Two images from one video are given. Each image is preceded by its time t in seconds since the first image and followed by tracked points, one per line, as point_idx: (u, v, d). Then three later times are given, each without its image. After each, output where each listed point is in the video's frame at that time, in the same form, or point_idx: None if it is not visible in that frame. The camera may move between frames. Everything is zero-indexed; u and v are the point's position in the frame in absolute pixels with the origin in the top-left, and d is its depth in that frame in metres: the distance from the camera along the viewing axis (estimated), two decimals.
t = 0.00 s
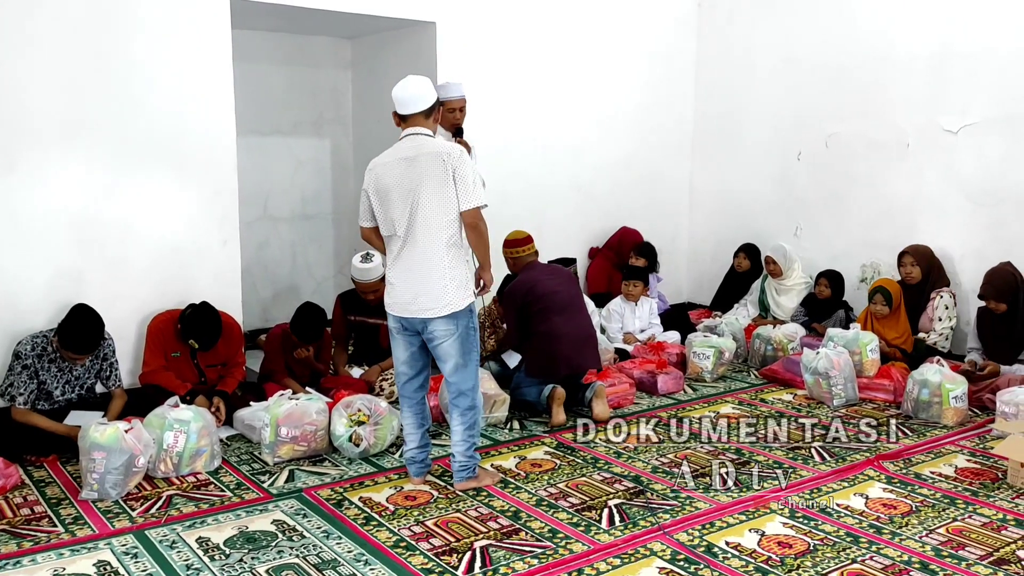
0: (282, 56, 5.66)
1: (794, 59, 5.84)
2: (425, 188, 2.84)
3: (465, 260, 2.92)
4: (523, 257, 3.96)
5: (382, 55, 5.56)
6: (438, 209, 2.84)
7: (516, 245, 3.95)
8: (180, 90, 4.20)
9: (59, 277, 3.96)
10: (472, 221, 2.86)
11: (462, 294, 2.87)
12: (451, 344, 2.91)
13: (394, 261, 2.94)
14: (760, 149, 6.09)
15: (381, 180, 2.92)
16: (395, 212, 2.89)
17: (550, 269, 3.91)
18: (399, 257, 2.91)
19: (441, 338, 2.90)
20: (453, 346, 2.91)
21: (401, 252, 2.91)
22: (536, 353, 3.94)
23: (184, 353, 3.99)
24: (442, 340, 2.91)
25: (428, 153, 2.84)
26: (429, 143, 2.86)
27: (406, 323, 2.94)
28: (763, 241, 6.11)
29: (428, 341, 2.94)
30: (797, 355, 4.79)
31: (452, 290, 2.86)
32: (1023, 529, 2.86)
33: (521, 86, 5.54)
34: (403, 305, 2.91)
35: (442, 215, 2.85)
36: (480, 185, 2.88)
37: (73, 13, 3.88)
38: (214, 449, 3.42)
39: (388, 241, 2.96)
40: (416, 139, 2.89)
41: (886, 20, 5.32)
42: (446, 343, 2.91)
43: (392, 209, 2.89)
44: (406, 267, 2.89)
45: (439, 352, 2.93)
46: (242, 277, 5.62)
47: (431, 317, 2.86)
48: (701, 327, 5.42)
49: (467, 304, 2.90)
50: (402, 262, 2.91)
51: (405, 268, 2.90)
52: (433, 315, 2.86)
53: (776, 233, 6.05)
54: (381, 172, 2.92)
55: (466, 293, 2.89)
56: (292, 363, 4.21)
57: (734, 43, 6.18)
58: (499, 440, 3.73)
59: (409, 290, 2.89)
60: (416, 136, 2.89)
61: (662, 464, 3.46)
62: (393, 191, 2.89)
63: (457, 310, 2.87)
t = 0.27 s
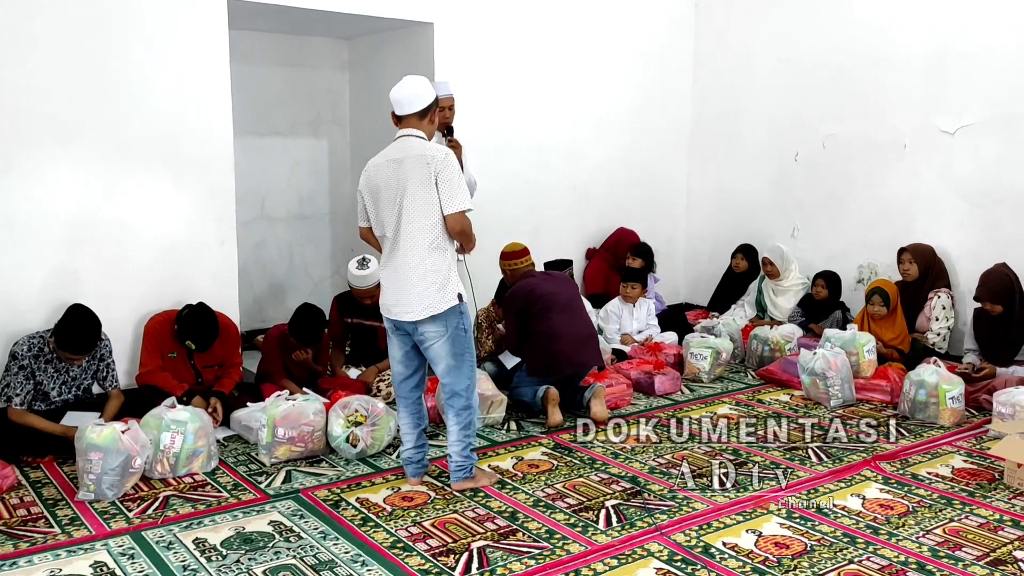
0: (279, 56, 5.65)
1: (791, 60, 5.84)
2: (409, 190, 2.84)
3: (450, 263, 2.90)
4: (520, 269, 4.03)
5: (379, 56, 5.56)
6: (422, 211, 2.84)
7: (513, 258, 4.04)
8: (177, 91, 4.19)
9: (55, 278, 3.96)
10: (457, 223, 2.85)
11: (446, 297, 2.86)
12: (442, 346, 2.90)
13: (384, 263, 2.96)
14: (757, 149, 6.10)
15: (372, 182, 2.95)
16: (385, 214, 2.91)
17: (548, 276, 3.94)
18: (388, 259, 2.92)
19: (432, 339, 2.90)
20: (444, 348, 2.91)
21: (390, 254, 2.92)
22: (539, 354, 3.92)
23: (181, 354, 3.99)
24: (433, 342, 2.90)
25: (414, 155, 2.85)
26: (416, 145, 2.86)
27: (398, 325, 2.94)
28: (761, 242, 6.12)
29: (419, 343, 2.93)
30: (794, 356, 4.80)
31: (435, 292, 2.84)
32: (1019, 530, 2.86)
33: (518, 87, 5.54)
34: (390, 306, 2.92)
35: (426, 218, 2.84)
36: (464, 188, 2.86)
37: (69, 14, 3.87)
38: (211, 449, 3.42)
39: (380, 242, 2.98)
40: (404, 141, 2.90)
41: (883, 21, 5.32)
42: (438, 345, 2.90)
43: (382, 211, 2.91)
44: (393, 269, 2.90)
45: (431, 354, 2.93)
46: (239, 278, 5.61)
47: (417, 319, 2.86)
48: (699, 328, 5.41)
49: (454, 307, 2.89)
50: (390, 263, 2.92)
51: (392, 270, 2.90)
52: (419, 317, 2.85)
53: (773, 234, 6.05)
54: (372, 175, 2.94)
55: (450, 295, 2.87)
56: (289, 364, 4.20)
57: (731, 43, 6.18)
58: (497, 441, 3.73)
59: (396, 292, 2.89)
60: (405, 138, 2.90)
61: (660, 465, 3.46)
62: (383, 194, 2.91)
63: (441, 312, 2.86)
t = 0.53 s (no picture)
0: (276, 56, 5.65)
1: (788, 60, 5.85)
2: (402, 190, 2.84)
3: (444, 263, 2.90)
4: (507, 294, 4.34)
5: (376, 56, 5.56)
6: (416, 210, 2.84)
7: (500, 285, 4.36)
8: (173, 91, 4.19)
9: (51, 278, 3.95)
10: (453, 222, 2.85)
11: (439, 297, 2.85)
12: (436, 346, 2.90)
13: (377, 262, 2.95)
14: (754, 150, 6.10)
15: (365, 182, 2.95)
16: (378, 213, 2.90)
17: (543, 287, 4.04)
18: (381, 258, 2.92)
19: (426, 339, 2.90)
20: (438, 348, 2.91)
21: (384, 253, 2.92)
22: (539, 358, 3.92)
23: (177, 354, 3.98)
24: (427, 342, 2.90)
25: (408, 155, 2.85)
26: (409, 145, 2.86)
27: (392, 325, 2.94)
28: (757, 242, 6.12)
29: (413, 343, 2.93)
30: (791, 356, 4.81)
31: (429, 291, 2.84)
32: (1015, 530, 2.87)
33: (515, 87, 5.54)
34: (383, 306, 2.92)
35: (419, 217, 2.84)
36: (459, 188, 2.86)
37: (64, 14, 3.87)
38: (207, 449, 3.42)
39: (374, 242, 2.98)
40: (397, 141, 2.89)
41: (879, 21, 5.33)
42: (431, 345, 2.90)
43: (376, 211, 2.91)
44: (387, 269, 2.90)
45: (425, 354, 2.93)
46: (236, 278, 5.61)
47: (411, 319, 2.86)
48: (695, 328, 5.41)
49: (449, 306, 2.88)
50: (382, 263, 2.92)
51: (385, 269, 2.90)
52: (412, 317, 2.85)
53: (770, 234, 6.06)
54: (366, 174, 2.94)
55: (444, 295, 2.87)
56: (286, 364, 4.20)
57: (728, 44, 6.19)
58: (493, 441, 3.73)
59: (390, 291, 2.89)
60: (399, 137, 2.90)
61: (656, 465, 3.46)
62: (376, 193, 2.91)
63: (435, 312, 2.86)
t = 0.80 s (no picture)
0: (272, 55, 5.64)
1: (784, 60, 5.86)
2: (400, 189, 2.84)
3: (443, 261, 2.91)
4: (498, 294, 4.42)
5: (372, 56, 5.55)
6: (414, 209, 2.84)
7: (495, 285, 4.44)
8: (170, 91, 4.18)
9: (47, 277, 3.94)
10: (452, 220, 2.86)
11: (439, 295, 2.86)
12: (433, 345, 2.90)
13: (374, 262, 2.95)
14: (750, 149, 6.11)
15: (361, 182, 2.94)
16: (375, 213, 2.90)
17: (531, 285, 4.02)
18: (379, 258, 2.92)
19: (423, 338, 2.90)
20: (435, 347, 2.91)
21: (381, 253, 2.91)
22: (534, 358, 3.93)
23: (173, 353, 3.98)
24: (424, 341, 2.90)
25: (405, 154, 2.85)
26: (405, 145, 2.86)
27: (389, 324, 2.94)
28: (754, 242, 6.13)
29: (410, 343, 2.93)
30: (787, 355, 4.82)
31: (428, 290, 2.84)
32: (1010, 529, 2.87)
33: (511, 87, 5.54)
34: (381, 306, 2.91)
35: (418, 216, 2.84)
36: (457, 187, 2.87)
37: (60, 13, 3.86)
38: (203, 449, 3.41)
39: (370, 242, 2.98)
40: (393, 141, 2.90)
41: (876, 21, 5.34)
42: (429, 344, 2.90)
43: (373, 211, 2.91)
44: (385, 268, 2.89)
45: (422, 353, 2.93)
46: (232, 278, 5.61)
47: (409, 318, 2.86)
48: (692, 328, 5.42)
49: (447, 305, 2.89)
50: (380, 262, 2.91)
51: (383, 269, 2.90)
52: (411, 316, 2.85)
53: (766, 234, 6.07)
54: (362, 174, 2.94)
55: (443, 293, 2.87)
56: (282, 363, 4.19)
57: (724, 44, 6.19)
58: (490, 440, 3.73)
59: (388, 291, 2.88)
60: (395, 137, 2.90)
61: (652, 464, 3.46)
62: (373, 193, 2.90)
63: (434, 311, 2.86)
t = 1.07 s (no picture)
0: (268, 55, 5.64)
1: (780, 61, 5.86)
2: (397, 189, 2.84)
3: (440, 261, 2.91)
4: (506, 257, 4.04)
5: (368, 56, 5.55)
6: (412, 209, 2.84)
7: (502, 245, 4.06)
8: (166, 90, 4.18)
9: (43, 277, 3.94)
10: (448, 220, 2.86)
11: (437, 295, 2.86)
12: (431, 345, 2.90)
13: (371, 261, 2.95)
14: (746, 150, 6.12)
15: (358, 181, 2.94)
16: (372, 213, 2.90)
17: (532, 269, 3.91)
18: (375, 257, 2.92)
19: (420, 338, 2.90)
20: (432, 347, 2.91)
21: (378, 253, 2.91)
22: (526, 348, 3.94)
23: (170, 353, 3.97)
24: (422, 341, 2.90)
25: (402, 153, 2.85)
26: (402, 144, 2.86)
27: (386, 324, 2.94)
28: (750, 242, 6.14)
29: (408, 343, 2.93)
30: (783, 355, 4.83)
31: (426, 290, 2.85)
32: (1005, 528, 2.88)
33: (507, 87, 5.55)
34: (378, 305, 2.91)
35: (414, 216, 2.84)
36: (453, 187, 2.87)
37: (55, 13, 3.85)
38: (199, 449, 3.41)
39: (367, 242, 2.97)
40: (390, 140, 2.89)
41: (871, 22, 5.35)
42: (426, 344, 2.90)
43: (369, 210, 2.91)
44: (382, 267, 2.89)
45: (419, 353, 2.93)
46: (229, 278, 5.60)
47: (407, 318, 2.86)
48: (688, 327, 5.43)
49: (444, 305, 2.89)
50: (376, 262, 2.92)
51: (381, 268, 2.90)
52: (409, 316, 2.85)
53: (762, 234, 6.08)
54: (359, 174, 2.94)
55: (441, 293, 2.88)
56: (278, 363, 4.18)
57: (720, 44, 6.20)
58: (486, 440, 3.73)
59: (386, 290, 2.88)
60: (392, 137, 2.90)
61: (649, 464, 3.47)
62: (370, 192, 2.90)
63: (432, 311, 2.86)
